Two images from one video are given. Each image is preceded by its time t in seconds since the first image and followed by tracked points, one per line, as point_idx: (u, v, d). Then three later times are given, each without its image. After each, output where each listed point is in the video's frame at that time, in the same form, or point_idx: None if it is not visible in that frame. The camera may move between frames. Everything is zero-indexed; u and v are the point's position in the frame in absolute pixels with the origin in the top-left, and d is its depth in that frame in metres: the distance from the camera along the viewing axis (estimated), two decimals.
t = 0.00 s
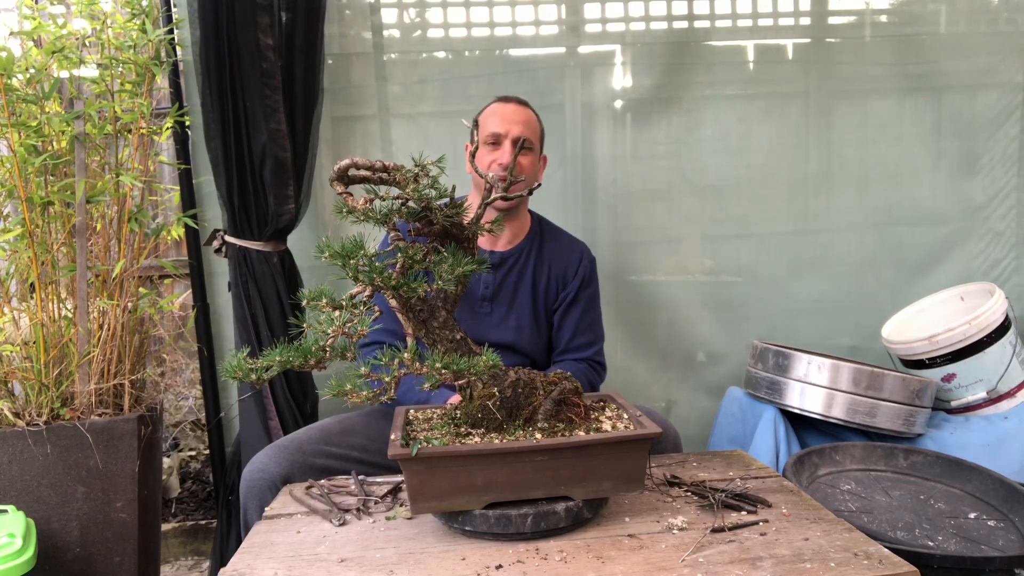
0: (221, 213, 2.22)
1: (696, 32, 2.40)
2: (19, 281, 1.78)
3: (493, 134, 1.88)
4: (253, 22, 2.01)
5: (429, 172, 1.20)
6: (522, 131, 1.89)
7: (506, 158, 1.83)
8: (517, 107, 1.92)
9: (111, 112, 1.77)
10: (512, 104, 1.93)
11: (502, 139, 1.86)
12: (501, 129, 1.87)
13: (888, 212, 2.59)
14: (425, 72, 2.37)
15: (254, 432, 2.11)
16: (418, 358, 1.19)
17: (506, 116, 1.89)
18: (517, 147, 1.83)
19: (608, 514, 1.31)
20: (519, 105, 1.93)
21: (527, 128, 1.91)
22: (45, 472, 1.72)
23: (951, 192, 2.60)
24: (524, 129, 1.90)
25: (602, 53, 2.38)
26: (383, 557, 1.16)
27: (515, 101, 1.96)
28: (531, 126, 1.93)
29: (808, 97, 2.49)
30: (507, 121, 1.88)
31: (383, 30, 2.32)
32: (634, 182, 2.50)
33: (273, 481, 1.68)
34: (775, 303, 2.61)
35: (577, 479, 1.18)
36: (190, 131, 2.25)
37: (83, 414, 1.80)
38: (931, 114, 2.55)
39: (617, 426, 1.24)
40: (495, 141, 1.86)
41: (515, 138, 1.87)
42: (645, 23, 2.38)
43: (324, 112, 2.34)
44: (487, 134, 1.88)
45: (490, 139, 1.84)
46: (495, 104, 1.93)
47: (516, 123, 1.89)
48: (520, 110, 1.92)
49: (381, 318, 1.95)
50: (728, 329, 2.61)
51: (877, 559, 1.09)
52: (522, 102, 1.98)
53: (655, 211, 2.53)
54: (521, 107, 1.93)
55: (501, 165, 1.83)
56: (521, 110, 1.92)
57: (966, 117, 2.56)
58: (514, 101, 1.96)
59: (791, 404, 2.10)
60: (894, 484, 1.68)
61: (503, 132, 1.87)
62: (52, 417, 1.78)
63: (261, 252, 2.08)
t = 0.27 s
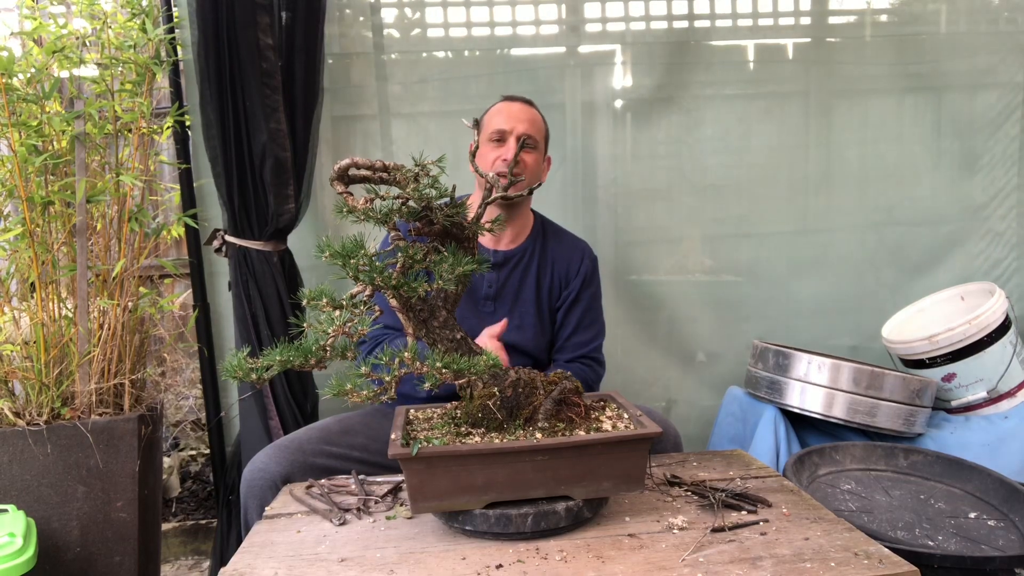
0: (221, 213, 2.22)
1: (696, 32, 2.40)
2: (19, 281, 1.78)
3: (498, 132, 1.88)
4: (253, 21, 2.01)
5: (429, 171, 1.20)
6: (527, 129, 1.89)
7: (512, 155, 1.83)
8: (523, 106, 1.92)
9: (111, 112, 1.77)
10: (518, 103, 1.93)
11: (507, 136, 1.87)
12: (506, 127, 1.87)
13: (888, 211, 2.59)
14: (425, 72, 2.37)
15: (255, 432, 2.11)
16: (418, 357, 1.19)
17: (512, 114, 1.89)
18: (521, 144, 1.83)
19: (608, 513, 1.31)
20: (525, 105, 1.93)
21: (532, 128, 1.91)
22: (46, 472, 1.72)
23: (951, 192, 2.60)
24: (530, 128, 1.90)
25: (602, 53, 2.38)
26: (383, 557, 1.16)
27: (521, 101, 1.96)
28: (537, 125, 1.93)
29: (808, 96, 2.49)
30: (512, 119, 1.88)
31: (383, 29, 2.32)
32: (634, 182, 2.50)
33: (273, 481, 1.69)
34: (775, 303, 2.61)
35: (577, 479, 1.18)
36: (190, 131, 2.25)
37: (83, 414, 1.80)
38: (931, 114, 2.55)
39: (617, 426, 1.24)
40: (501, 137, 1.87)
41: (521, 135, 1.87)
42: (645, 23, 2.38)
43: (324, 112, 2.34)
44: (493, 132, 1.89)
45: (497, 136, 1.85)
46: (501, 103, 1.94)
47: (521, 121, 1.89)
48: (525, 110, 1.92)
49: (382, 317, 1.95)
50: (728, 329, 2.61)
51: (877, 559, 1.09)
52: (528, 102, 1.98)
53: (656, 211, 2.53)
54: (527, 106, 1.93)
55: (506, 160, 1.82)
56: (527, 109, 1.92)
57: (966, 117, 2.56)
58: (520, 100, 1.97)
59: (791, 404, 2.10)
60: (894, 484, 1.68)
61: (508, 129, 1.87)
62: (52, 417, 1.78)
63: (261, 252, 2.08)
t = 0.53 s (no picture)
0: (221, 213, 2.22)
1: (696, 32, 2.40)
2: (19, 281, 1.78)
3: (498, 134, 1.88)
4: (253, 22, 2.01)
5: (429, 172, 1.20)
6: (527, 132, 1.88)
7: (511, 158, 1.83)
8: (523, 107, 1.92)
9: (111, 112, 1.77)
10: (517, 104, 1.93)
11: (507, 139, 1.87)
12: (505, 130, 1.87)
13: (888, 212, 2.59)
14: (425, 72, 2.37)
15: (255, 432, 2.11)
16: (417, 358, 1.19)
17: (512, 117, 1.89)
18: (520, 146, 1.83)
19: (608, 514, 1.31)
20: (525, 107, 1.93)
21: (532, 130, 1.91)
22: (46, 472, 1.72)
23: (951, 192, 2.60)
24: (529, 130, 1.90)
25: (602, 53, 2.38)
26: (383, 557, 1.16)
27: (521, 102, 1.96)
28: (537, 127, 1.92)
29: (808, 97, 2.49)
30: (512, 121, 1.88)
31: (383, 30, 2.32)
32: (634, 182, 2.50)
33: (273, 481, 1.69)
34: (775, 304, 2.61)
35: (577, 479, 1.18)
36: (190, 131, 2.25)
37: (83, 415, 1.80)
38: (931, 114, 2.55)
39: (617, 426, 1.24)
40: (500, 140, 1.87)
41: (520, 138, 1.87)
42: (645, 23, 2.38)
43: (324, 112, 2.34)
44: (492, 134, 1.89)
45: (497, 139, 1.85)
46: (501, 105, 1.94)
47: (521, 123, 1.89)
48: (525, 111, 1.92)
49: (381, 317, 1.95)
50: (727, 329, 2.61)
51: (877, 559, 1.09)
52: (528, 103, 1.98)
53: (656, 211, 2.53)
54: (527, 108, 1.93)
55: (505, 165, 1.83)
56: (526, 111, 1.92)
57: (965, 117, 2.56)
58: (520, 102, 1.96)
59: (791, 404, 2.10)
60: (894, 484, 1.68)
61: (508, 132, 1.87)
62: (52, 417, 1.78)
63: (260, 252, 2.08)
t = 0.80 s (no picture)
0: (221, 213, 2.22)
1: (697, 32, 2.40)
2: (19, 281, 1.78)
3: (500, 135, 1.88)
4: (253, 21, 2.01)
5: (430, 172, 1.20)
6: (528, 133, 1.88)
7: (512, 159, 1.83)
8: (525, 108, 1.92)
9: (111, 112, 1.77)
10: (519, 105, 1.93)
11: (507, 141, 1.87)
12: (506, 131, 1.87)
13: (888, 212, 2.59)
14: (426, 72, 2.37)
15: (255, 432, 2.11)
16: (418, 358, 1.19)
17: (513, 118, 1.89)
18: (520, 149, 1.83)
19: (608, 514, 1.31)
20: (528, 108, 1.93)
21: (533, 130, 1.90)
22: (46, 472, 1.72)
23: (951, 192, 2.60)
24: (531, 131, 1.89)
25: (602, 53, 2.38)
26: (383, 557, 1.16)
27: (524, 102, 1.96)
28: (538, 127, 1.92)
29: (808, 97, 2.49)
30: (514, 123, 1.87)
31: (383, 29, 2.32)
32: (634, 182, 2.50)
33: (273, 481, 1.69)
34: (775, 304, 2.61)
35: (577, 479, 1.18)
36: (190, 131, 2.25)
37: (83, 414, 1.80)
38: (931, 114, 2.55)
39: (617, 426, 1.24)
40: (501, 142, 1.87)
41: (520, 139, 1.86)
42: (645, 23, 2.38)
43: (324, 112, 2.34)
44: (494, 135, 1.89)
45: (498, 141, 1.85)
46: (503, 105, 1.94)
47: (522, 124, 1.88)
48: (527, 112, 1.91)
49: (382, 317, 1.95)
50: (728, 329, 2.61)
51: (877, 559, 1.09)
52: (531, 103, 1.97)
53: (656, 211, 2.53)
54: (529, 108, 1.92)
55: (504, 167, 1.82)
56: (528, 111, 1.91)
57: (966, 117, 2.56)
58: (523, 102, 1.96)
59: (791, 404, 2.10)
60: (894, 484, 1.68)
61: (509, 133, 1.87)
62: (52, 417, 1.78)
63: (261, 252, 2.08)
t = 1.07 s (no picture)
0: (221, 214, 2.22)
1: (696, 32, 2.40)
2: (19, 281, 1.78)
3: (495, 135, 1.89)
4: (253, 22, 2.01)
5: (429, 172, 1.20)
6: (521, 132, 1.88)
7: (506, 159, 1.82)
8: (520, 108, 1.92)
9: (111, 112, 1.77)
10: (515, 105, 1.93)
11: (501, 140, 1.87)
12: (501, 131, 1.88)
13: (888, 212, 2.59)
14: (426, 72, 2.37)
15: (254, 432, 2.10)
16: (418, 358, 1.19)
17: (507, 118, 1.90)
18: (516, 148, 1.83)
19: (608, 514, 1.31)
20: (523, 108, 1.93)
21: (527, 130, 1.91)
22: (45, 473, 1.72)
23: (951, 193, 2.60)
24: (525, 131, 1.90)
25: (602, 53, 2.39)
26: (383, 558, 1.16)
27: (520, 102, 1.96)
28: (533, 127, 1.92)
29: (808, 97, 2.49)
30: (507, 123, 1.88)
31: (383, 30, 2.32)
32: (634, 182, 2.50)
33: (272, 482, 1.69)
34: (774, 304, 2.61)
35: (577, 479, 1.18)
36: (190, 131, 2.25)
37: (83, 415, 1.80)
38: (931, 115, 2.55)
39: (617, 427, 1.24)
40: (496, 142, 1.88)
41: (514, 139, 1.86)
42: (645, 24, 2.38)
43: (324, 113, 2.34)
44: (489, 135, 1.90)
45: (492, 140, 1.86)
46: (500, 107, 1.95)
47: (516, 124, 1.89)
48: (522, 112, 1.92)
49: (381, 319, 1.95)
50: (727, 329, 2.61)
51: (877, 559, 1.09)
52: (528, 104, 1.98)
53: (655, 211, 2.53)
54: (524, 108, 1.93)
55: (499, 164, 1.80)
56: (523, 111, 1.91)
57: (965, 118, 2.56)
58: (520, 102, 1.97)
59: (791, 404, 2.10)
60: (894, 484, 1.68)
61: (503, 133, 1.87)
62: (52, 417, 1.78)
63: (261, 253, 2.08)
